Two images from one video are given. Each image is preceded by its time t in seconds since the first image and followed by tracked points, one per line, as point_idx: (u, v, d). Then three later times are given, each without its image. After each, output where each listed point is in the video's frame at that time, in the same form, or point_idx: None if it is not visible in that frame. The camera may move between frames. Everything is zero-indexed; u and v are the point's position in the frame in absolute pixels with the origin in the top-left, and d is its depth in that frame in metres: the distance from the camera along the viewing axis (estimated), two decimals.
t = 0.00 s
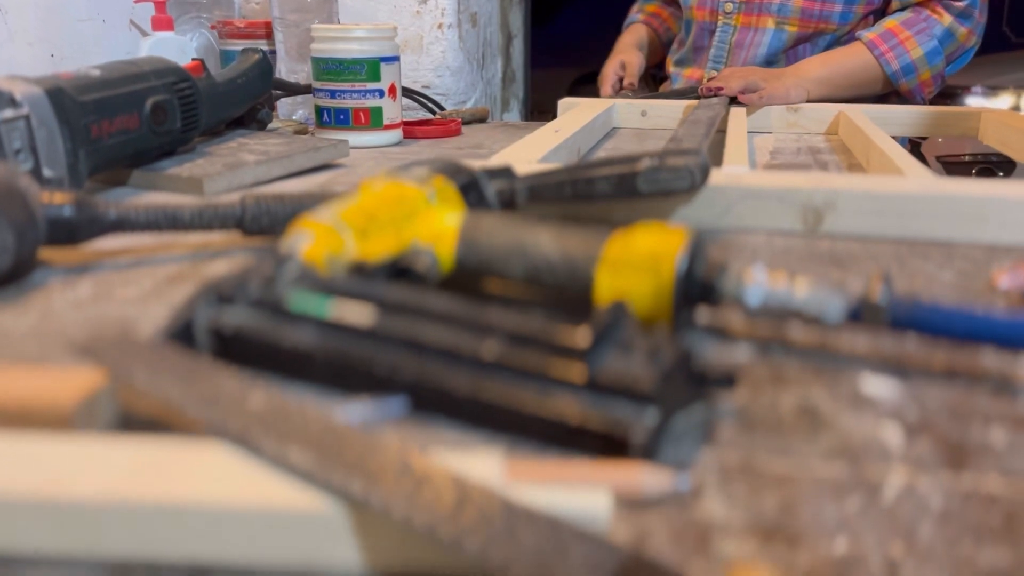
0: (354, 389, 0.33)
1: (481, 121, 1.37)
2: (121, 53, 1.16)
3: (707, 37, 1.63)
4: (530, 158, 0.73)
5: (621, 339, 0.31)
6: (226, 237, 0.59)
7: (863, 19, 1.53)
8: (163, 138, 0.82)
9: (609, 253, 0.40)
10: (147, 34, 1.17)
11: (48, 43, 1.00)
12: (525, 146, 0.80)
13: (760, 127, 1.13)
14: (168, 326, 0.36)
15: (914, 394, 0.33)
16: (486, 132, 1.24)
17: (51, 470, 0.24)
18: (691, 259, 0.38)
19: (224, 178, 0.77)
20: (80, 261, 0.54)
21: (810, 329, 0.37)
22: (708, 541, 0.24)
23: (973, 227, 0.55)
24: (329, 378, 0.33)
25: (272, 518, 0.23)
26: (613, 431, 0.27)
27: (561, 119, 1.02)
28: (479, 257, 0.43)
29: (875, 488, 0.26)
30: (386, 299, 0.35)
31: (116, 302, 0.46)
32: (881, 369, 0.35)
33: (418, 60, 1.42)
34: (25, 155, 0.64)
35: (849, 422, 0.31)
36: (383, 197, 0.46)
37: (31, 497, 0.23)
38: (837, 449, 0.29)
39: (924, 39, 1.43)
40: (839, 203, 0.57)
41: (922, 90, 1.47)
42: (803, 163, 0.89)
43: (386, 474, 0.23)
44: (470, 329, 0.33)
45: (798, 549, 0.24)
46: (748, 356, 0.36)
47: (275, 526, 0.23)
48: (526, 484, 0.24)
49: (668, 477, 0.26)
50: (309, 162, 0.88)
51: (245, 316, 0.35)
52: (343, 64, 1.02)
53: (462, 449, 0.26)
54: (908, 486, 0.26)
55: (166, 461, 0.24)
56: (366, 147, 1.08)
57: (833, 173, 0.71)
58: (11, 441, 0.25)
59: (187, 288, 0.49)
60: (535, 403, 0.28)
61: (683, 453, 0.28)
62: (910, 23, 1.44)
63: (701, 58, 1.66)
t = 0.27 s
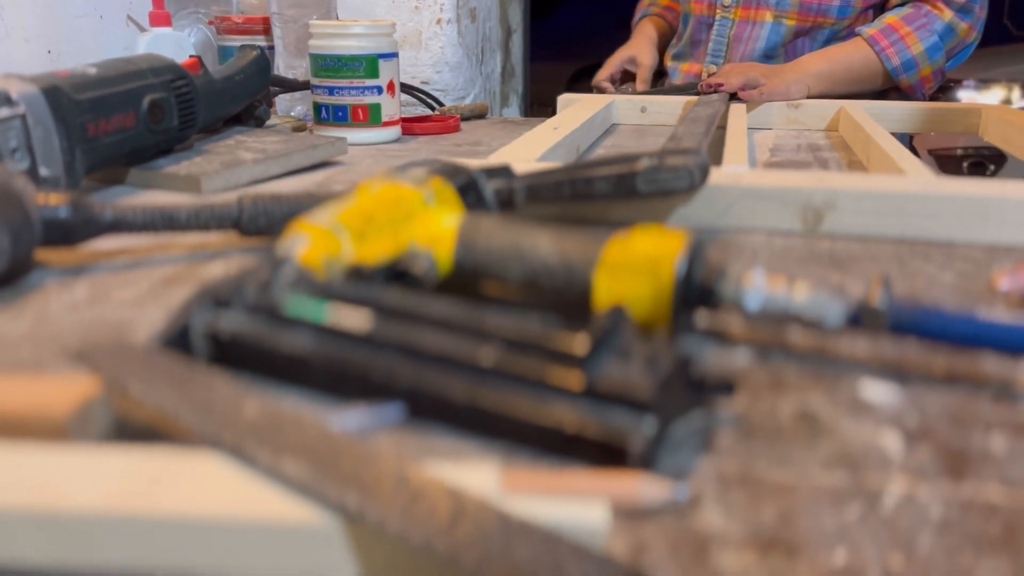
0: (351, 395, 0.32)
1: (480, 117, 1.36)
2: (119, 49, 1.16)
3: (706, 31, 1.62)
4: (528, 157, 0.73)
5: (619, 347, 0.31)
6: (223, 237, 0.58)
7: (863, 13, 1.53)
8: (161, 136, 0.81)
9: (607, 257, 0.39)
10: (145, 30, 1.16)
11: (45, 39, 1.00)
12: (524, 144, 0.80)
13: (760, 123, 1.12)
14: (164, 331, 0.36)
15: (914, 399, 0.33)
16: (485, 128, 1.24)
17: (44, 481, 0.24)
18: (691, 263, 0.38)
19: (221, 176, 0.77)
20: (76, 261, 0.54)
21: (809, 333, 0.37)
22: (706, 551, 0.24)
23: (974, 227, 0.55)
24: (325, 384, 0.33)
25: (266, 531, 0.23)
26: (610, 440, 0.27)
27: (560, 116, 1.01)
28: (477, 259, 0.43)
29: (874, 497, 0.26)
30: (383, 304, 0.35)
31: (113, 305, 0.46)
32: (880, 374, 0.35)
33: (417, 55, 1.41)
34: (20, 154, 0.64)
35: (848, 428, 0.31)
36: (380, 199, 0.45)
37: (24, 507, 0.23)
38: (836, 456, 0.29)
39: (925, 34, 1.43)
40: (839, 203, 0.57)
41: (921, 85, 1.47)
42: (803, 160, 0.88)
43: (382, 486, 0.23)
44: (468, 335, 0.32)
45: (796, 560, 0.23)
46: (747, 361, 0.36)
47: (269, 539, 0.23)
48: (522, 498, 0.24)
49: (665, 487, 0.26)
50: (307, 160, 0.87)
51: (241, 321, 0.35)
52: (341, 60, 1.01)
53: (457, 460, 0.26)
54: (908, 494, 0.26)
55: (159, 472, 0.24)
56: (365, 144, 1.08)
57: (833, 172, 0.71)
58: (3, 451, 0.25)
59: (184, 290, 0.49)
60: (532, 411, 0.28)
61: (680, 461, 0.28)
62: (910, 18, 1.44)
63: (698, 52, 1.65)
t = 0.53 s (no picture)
0: (347, 399, 0.32)
1: (479, 111, 1.36)
2: (115, 44, 1.15)
3: (705, 24, 1.62)
4: (526, 155, 0.72)
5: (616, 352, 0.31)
6: (220, 236, 0.58)
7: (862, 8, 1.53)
8: (158, 133, 0.81)
9: (604, 258, 0.39)
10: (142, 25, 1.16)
11: (42, 34, 0.99)
12: (522, 141, 0.80)
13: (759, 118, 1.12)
14: (161, 336, 0.36)
15: (912, 403, 0.33)
16: (484, 123, 1.24)
17: (39, 489, 0.24)
18: (689, 265, 0.38)
19: (219, 174, 0.77)
20: (72, 261, 0.54)
21: (807, 335, 0.37)
22: (702, 560, 0.23)
23: (973, 226, 0.55)
24: (321, 388, 0.33)
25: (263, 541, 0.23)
26: (607, 447, 0.27)
27: (559, 111, 1.01)
28: (474, 260, 0.43)
29: (871, 504, 0.26)
30: (379, 308, 0.35)
31: (110, 306, 0.46)
32: (878, 377, 0.35)
33: (416, 49, 1.41)
34: (17, 153, 0.63)
35: (846, 433, 0.31)
36: (377, 200, 0.45)
37: (22, 518, 0.23)
38: (833, 462, 0.29)
39: (924, 28, 1.42)
40: (838, 202, 0.57)
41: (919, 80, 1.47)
42: (802, 157, 0.88)
43: (377, 496, 0.23)
44: (465, 340, 0.32)
45: (792, 569, 0.23)
46: (745, 363, 0.36)
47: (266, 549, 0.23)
48: (517, 507, 0.24)
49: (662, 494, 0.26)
50: (305, 157, 0.87)
51: (237, 324, 0.35)
52: (339, 55, 1.00)
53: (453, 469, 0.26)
54: (904, 501, 0.26)
55: (154, 480, 0.24)
56: (363, 139, 1.08)
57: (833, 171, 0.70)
58: None
59: (181, 291, 0.49)
60: (529, 418, 0.28)
61: (677, 467, 0.28)
62: (909, 12, 1.43)
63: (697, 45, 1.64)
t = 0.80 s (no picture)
0: (341, 401, 0.32)
1: (477, 104, 1.35)
2: (111, 36, 1.14)
3: (705, 15, 1.60)
4: (523, 151, 0.72)
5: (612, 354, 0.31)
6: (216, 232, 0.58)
7: None
8: (154, 127, 0.80)
9: (600, 258, 0.39)
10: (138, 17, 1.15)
11: (38, 27, 0.98)
12: (520, 135, 0.79)
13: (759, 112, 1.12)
14: (155, 336, 0.35)
15: (908, 404, 0.33)
16: (482, 116, 1.23)
17: (31, 496, 0.24)
18: (685, 265, 0.38)
19: (216, 168, 0.76)
20: (67, 258, 0.53)
21: (803, 335, 0.37)
22: (696, 566, 0.23)
23: (972, 223, 0.54)
24: (315, 389, 0.33)
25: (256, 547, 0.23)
26: (601, 451, 0.27)
27: (557, 104, 1.00)
28: (471, 259, 0.43)
29: (865, 508, 0.26)
30: (374, 309, 0.35)
31: (106, 304, 0.46)
32: (874, 377, 0.35)
33: (414, 41, 1.40)
34: (12, 149, 0.63)
35: (841, 435, 0.31)
36: (373, 198, 0.45)
37: (13, 524, 0.23)
38: (828, 465, 0.28)
39: (925, 14, 1.41)
40: (836, 198, 0.57)
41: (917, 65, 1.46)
42: (801, 151, 0.88)
43: (368, 502, 0.23)
44: (459, 342, 0.32)
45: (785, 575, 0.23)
46: (741, 363, 0.36)
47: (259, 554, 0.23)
48: (509, 513, 0.24)
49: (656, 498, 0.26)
50: (302, 151, 0.87)
51: (231, 325, 0.35)
52: (336, 48, 1.00)
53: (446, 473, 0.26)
54: (899, 505, 0.26)
55: (146, 486, 0.24)
56: (360, 132, 1.07)
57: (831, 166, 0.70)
58: None
59: (176, 289, 0.48)
60: (523, 421, 0.28)
61: (671, 470, 0.28)
62: None
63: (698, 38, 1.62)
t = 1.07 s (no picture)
0: (336, 402, 0.32)
1: (476, 95, 1.34)
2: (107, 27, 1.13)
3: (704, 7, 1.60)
4: (521, 145, 0.72)
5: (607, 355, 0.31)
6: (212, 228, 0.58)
7: None
8: (150, 121, 0.80)
9: (596, 257, 0.39)
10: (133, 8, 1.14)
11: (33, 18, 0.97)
12: (518, 129, 0.79)
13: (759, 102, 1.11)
14: (148, 336, 0.35)
15: (905, 405, 0.33)
16: (480, 107, 1.23)
17: (22, 502, 0.24)
18: (681, 263, 0.37)
19: (212, 162, 0.76)
20: (63, 255, 0.53)
21: (801, 334, 0.37)
22: (690, 571, 0.23)
23: (971, 218, 0.54)
24: (309, 390, 0.33)
25: (247, 554, 0.23)
26: (595, 453, 0.27)
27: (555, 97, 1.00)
28: (467, 257, 0.42)
29: (861, 511, 0.26)
30: (369, 309, 0.35)
31: (100, 302, 0.46)
32: (871, 377, 0.34)
33: (412, 32, 1.39)
34: (7, 143, 0.63)
35: (837, 437, 0.30)
36: (369, 195, 0.45)
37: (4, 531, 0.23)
38: (824, 467, 0.28)
39: None
40: (835, 193, 0.56)
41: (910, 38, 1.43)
42: (800, 143, 0.87)
43: (360, 509, 0.23)
44: (454, 342, 0.32)
45: None
46: (737, 363, 0.36)
47: (250, 561, 0.23)
48: (502, 518, 0.24)
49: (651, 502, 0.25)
50: (299, 144, 0.86)
51: (225, 325, 0.35)
52: (333, 40, 0.99)
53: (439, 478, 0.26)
54: (895, 508, 0.26)
55: (139, 492, 0.24)
56: (357, 124, 1.07)
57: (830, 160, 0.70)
58: None
59: (171, 286, 0.48)
60: (517, 424, 0.28)
61: (666, 473, 0.28)
62: None
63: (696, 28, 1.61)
